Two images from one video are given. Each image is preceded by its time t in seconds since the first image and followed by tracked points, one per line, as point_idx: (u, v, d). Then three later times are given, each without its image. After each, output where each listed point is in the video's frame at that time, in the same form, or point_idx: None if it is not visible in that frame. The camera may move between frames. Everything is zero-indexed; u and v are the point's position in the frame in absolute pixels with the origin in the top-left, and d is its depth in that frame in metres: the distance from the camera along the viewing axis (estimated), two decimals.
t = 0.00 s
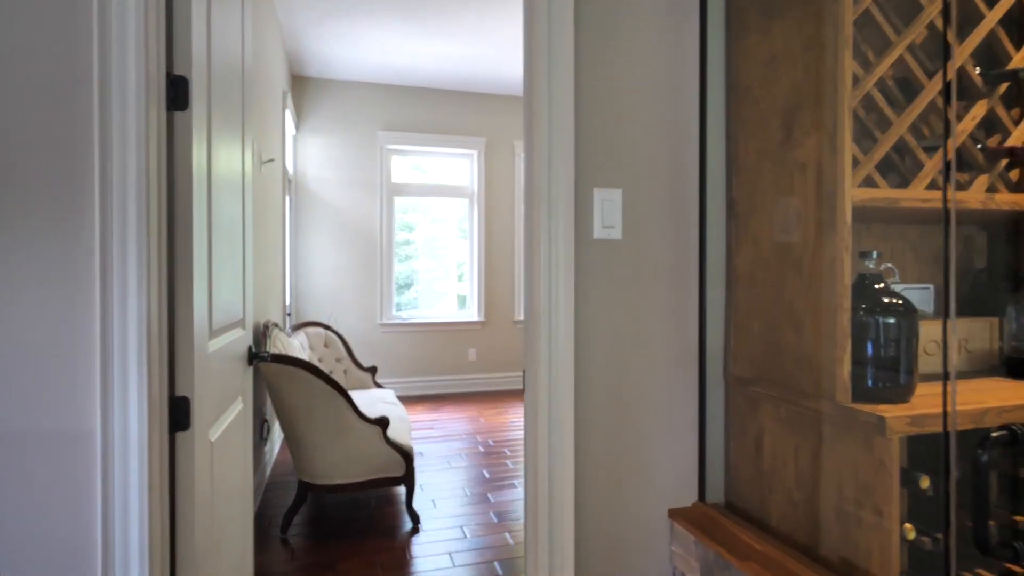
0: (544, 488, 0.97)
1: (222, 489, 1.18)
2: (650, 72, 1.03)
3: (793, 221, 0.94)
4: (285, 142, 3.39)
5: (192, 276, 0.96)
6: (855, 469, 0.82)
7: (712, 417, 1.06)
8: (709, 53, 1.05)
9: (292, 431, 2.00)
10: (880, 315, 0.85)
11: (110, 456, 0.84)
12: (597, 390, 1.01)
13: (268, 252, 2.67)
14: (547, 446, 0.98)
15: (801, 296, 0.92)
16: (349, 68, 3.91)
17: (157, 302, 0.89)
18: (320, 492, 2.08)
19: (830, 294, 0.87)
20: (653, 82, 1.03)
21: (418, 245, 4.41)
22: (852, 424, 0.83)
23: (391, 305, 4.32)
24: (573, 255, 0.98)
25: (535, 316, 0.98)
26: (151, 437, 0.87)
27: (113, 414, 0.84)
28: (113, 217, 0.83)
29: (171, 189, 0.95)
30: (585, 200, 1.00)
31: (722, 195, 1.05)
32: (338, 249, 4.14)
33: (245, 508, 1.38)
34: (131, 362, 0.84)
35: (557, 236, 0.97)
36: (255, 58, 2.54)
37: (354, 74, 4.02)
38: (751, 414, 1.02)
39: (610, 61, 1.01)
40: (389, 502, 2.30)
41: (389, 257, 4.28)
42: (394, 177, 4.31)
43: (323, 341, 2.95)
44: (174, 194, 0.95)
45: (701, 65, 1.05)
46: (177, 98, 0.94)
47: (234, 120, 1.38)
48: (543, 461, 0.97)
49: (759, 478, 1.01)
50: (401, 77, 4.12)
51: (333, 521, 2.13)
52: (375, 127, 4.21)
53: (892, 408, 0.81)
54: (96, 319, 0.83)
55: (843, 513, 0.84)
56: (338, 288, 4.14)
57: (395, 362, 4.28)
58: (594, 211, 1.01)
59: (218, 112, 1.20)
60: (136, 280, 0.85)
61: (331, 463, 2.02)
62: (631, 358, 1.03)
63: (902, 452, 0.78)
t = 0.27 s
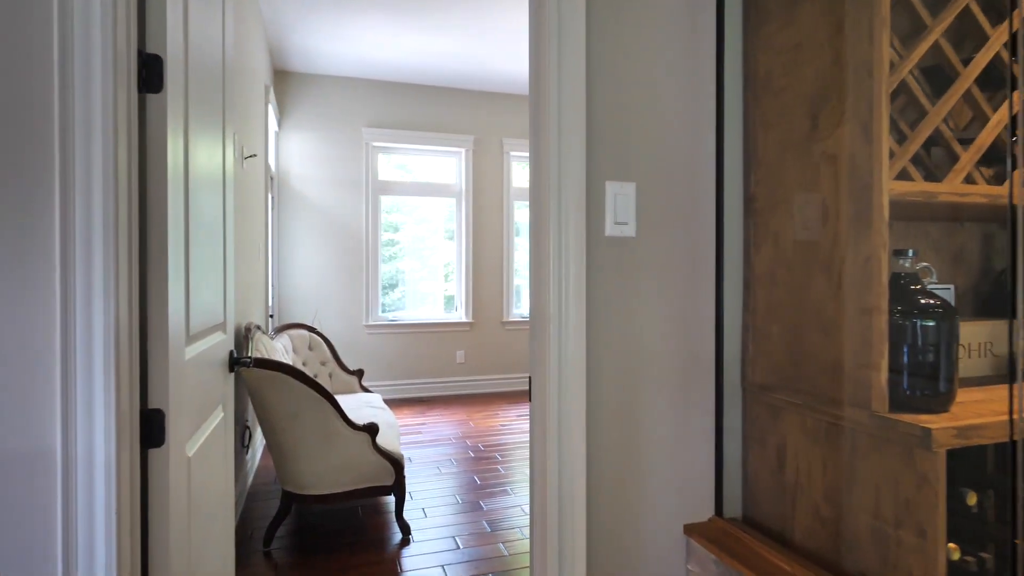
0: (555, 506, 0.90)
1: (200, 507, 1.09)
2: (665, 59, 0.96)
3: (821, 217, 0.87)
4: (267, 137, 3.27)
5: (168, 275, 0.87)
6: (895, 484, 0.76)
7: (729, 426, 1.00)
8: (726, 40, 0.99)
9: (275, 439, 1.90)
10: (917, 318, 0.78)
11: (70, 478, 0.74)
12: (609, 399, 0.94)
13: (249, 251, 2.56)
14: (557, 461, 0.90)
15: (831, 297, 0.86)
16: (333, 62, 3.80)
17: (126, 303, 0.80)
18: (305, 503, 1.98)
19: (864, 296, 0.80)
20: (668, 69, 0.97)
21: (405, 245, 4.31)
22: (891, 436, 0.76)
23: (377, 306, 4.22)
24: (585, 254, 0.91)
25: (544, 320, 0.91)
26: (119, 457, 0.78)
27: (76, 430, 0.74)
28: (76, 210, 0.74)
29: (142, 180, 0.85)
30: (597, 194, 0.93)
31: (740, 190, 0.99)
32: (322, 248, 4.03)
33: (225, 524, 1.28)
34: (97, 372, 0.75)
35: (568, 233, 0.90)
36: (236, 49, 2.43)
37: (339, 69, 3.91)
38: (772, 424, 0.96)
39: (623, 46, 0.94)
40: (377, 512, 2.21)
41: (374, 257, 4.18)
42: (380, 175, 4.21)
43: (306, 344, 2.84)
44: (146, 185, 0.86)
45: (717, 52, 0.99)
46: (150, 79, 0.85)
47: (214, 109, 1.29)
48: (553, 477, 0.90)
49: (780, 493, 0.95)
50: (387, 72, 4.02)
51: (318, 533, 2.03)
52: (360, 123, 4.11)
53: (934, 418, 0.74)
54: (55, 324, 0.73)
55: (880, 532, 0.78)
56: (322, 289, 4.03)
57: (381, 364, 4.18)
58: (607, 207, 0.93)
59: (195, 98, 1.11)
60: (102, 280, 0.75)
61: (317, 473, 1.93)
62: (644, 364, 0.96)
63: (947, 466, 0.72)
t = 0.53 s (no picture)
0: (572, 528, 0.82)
1: (177, 530, 0.99)
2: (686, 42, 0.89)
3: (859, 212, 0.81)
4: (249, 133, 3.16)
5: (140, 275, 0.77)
6: (950, 504, 0.70)
7: (753, 438, 0.93)
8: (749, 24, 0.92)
9: (258, 449, 1.80)
10: (968, 322, 0.72)
11: (24, 508, 0.64)
12: (628, 411, 0.86)
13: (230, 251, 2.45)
14: (574, 479, 0.82)
15: (873, 299, 0.79)
16: (318, 57, 3.70)
17: (92, 309, 0.70)
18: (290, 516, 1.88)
19: (912, 298, 0.74)
20: (690, 54, 0.90)
21: (391, 245, 4.21)
22: (946, 451, 0.70)
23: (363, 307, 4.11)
24: (603, 252, 0.83)
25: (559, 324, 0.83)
26: (85, 482, 0.68)
27: (32, 454, 0.64)
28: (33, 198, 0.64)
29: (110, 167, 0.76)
30: (615, 188, 0.85)
31: (765, 184, 0.92)
32: (306, 248, 3.91)
33: (204, 545, 1.18)
34: (57, 386, 0.65)
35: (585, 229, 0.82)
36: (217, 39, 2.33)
37: (324, 63, 3.81)
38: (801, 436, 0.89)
39: (643, 27, 0.87)
40: (366, 524, 2.11)
41: (360, 257, 4.07)
42: (366, 173, 4.10)
43: (291, 347, 2.74)
44: (115, 173, 0.76)
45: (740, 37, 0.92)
46: (121, 55, 0.76)
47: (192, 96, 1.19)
48: (569, 496, 0.82)
49: (811, 511, 0.88)
50: (374, 68, 3.92)
51: (304, 547, 1.93)
52: (346, 120, 4.00)
53: (994, 432, 0.68)
54: (4, 331, 0.63)
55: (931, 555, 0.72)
56: (306, 290, 3.91)
57: (367, 368, 4.07)
58: (626, 202, 0.86)
59: (172, 81, 1.02)
60: (62, 279, 0.65)
61: (303, 484, 1.83)
62: (665, 371, 0.89)
63: (1011, 485, 0.66)
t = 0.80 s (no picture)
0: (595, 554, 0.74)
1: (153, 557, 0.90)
2: (713, 24, 0.83)
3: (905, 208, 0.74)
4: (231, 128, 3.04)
5: (111, 277, 0.68)
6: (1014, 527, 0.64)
7: (784, 452, 0.86)
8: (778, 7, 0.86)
9: (242, 460, 1.70)
10: None
11: None
12: (653, 425, 0.79)
13: (212, 250, 2.34)
14: (597, 502, 0.74)
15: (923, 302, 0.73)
16: (304, 51, 3.59)
17: (52, 316, 0.60)
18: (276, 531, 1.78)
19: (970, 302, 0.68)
20: (716, 37, 0.83)
21: (379, 245, 4.11)
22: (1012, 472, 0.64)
23: (350, 309, 4.00)
24: (627, 252, 0.76)
25: (580, 331, 0.75)
26: (41, 517, 0.59)
27: None
28: None
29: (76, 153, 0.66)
30: (639, 182, 0.78)
31: (795, 179, 0.86)
32: (290, 249, 3.79)
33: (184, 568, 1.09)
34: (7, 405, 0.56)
35: (609, 226, 0.74)
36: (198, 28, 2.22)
37: (309, 58, 3.70)
38: (837, 450, 0.82)
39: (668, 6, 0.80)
40: (356, 536, 2.02)
41: (346, 258, 3.96)
42: (352, 172, 4.00)
43: (275, 350, 2.63)
44: (79, 160, 0.66)
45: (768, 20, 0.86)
46: (86, 25, 0.66)
47: (171, 82, 1.10)
48: (591, 520, 0.74)
49: (849, 531, 0.82)
50: (360, 63, 3.82)
51: (290, 562, 1.83)
52: (332, 116, 3.89)
53: None
54: None
55: None
56: (290, 292, 3.80)
57: (353, 371, 3.96)
58: (651, 197, 0.78)
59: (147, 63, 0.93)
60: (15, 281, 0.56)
61: (290, 496, 1.73)
62: (691, 380, 0.82)
63: None
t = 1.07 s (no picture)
0: None
1: None
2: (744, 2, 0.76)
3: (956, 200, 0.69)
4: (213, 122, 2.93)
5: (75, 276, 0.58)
6: None
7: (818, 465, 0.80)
8: None
9: (226, 470, 1.60)
10: None
11: None
12: (684, 437, 0.72)
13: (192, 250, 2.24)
14: (624, 524, 0.67)
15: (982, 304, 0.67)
16: (289, 45, 3.48)
17: (4, 321, 0.51)
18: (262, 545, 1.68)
19: None
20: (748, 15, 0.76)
21: (366, 245, 4.01)
22: None
23: (336, 311, 3.90)
24: (658, 247, 0.69)
25: (606, 335, 0.68)
26: None
27: None
28: None
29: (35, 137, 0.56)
30: (670, 170, 0.71)
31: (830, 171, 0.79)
32: (274, 249, 3.68)
33: None
34: None
35: (638, 218, 0.67)
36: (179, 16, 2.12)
37: (294, 52, 3.59)
38: (878, 463, 0.76)
39: None
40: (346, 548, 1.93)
41: (332, 257, 3.86)
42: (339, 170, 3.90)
43: (259, 354, 2.52)
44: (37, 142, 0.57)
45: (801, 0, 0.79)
46: None
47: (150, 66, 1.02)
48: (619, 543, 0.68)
49: (892, 549, 0.76)
50: (347, 57, 3.72)
51: None
52: (318, 112, 3.79)
53: None
54: None
55: None
56: (274, 293, 3.68)
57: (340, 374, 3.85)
58: (681, 187, 0.72)
59: (123, 39, 0.84)
60: None
61: (277, 509, 1.64)
62: (723, 387, 0.75)
63: None
